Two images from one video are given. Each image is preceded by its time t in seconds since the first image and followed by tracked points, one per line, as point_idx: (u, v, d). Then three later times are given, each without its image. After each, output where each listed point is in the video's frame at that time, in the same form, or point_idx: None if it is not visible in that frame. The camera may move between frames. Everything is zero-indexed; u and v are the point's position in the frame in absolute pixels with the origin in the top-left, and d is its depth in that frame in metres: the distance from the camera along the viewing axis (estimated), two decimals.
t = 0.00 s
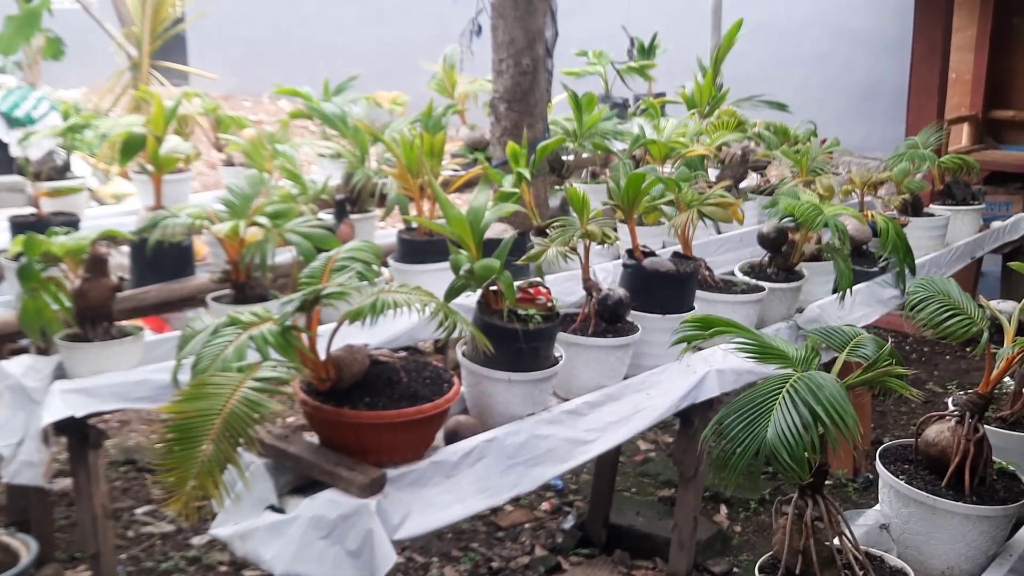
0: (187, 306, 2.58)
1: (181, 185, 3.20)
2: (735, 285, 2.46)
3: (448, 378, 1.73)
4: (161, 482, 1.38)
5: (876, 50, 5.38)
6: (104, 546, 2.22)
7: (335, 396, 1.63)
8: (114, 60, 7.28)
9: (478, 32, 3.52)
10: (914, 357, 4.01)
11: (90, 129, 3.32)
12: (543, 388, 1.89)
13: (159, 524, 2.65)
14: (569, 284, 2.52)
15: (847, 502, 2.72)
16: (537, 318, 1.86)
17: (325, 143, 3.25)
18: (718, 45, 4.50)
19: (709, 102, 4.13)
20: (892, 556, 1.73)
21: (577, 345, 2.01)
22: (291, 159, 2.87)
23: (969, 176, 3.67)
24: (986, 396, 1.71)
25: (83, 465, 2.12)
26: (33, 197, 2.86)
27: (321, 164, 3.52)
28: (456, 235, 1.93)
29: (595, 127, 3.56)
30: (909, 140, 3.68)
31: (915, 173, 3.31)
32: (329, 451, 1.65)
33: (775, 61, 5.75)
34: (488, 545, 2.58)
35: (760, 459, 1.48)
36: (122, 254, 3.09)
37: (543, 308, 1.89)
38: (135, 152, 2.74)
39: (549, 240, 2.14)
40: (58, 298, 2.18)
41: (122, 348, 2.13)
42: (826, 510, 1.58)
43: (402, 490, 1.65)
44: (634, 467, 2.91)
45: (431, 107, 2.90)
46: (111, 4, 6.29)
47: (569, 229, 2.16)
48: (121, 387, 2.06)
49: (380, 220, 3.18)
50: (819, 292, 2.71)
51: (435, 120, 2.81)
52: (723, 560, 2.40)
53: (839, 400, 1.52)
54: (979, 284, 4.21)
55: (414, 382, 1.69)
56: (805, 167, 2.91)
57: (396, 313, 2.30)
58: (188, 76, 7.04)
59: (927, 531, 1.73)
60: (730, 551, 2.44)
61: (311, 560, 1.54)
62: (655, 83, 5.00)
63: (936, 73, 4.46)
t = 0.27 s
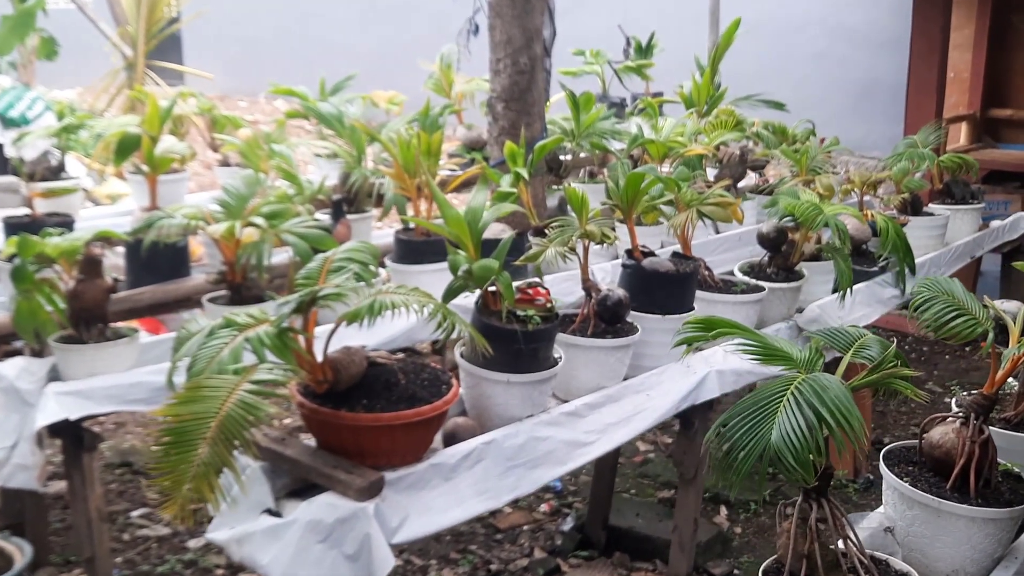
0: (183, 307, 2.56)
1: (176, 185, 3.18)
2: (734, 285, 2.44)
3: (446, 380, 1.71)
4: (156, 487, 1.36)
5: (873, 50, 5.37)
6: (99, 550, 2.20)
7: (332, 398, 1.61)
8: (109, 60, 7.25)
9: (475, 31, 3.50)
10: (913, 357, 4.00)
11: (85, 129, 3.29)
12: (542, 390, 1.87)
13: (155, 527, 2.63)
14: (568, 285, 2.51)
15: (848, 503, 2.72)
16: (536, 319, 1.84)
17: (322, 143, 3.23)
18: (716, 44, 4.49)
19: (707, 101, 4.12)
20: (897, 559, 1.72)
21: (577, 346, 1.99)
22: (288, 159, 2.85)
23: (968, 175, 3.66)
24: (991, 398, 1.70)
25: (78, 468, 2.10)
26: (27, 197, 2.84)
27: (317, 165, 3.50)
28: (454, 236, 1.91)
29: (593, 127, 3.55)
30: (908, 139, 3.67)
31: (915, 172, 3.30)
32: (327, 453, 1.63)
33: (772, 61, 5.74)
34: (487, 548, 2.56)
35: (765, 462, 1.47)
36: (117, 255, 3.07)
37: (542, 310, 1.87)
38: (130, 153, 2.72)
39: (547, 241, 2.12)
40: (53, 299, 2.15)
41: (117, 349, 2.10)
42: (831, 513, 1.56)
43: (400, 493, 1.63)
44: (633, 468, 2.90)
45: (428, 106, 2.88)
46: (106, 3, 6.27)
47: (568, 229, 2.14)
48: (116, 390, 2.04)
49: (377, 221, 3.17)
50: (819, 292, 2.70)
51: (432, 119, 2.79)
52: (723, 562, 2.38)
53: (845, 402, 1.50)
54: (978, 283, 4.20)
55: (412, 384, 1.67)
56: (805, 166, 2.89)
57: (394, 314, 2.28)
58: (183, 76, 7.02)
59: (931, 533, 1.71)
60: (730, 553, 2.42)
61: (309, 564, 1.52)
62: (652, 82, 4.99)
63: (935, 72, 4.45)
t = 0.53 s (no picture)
0: (181, 309, 2.55)
1: (173, 186, 3.17)
2: (735, 285, 2.43)
3: (446, 382, 1.70)
4: (155, 491, 1.35)
5: (871, 48, 5.37)
6: (97, 554, 2.19)
7: (332, 401, 1.60)
8: (105, 60, 7.23)
9: (473, 31, 3.49)
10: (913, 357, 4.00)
11: (81, 130, 3.28)
12: (543, 392, 1.86)
13: (152, 530, 2.62)
14: (567, 285, 2.50)
15: (849, 503, 2.71)
16: (536, 321, 1.83)
17: (320, 143, 3.22)
18: (714, 43, 4.48)
19: (705, 101, 4.11)
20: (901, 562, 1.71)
21: (577, 347, 1.98)
22: (285, 159, 2.84)
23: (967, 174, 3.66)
24: (996, 399, 1.69)
25: (75, 472, 2.09)
26: (23, 199, 2.83)
27: (315, 165, 3.49)
28: (453, 237, 1.90)
29: (591, 127, 3.54)
30: (907, 138, 3.67)
31: (914, 171, 3.30)
32: (326, 457, 1.62)
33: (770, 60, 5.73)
34: (487, 550, 2.55)
35: (770, 466, 1.46)
36: (115, 256, 3.05)
37: (542, 311, 1.86)
38: (127, 154, 2.70)
39: (547, 242, 2.11)
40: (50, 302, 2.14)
41: (114, 352, 2.09)
42: (836, 517, 1.55)
43: (400, 496, 1.62)
44: (633, 469, 2.89)
45: (427, 107, 2.87)
46: (102, 4, 6.25)
47: (567, 230, 2.12)
48: (114, 393, 2.03)
49: (375, 221, 3.15)
50: (819, 292, 2.69)
51: (430, 120, 2.77)
52: (724, 563, 2.37)
53: (849, 404, 1.50)
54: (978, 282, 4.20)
55: (413, 387, 1.66)
56: (804, 166, 2.89)
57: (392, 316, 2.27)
58: (180, 76, 7.00)
59: (936, 536, 1.70)
60: (731, 554, 2.41)
61: (309, 568, 1.51)
62: (650, 82, 4.98)
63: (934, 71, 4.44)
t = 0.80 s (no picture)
0: (178, 311, 2.53)
1: (169, 187, 3.15)
2: (735, 285, 2.42)
3: (446, 384, 1.69)
4: (151, 495, 1.33)
5: (869, 47, 5.36)
6: (93, 558, 2.17)
7: (330, 403, 1.59)
8: (101, 61, 7.20)
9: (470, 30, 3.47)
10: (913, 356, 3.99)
11: (76, 132, 3.26)
12: (543, 393, 1.85)
13: (150, 534, 2.60)
14: (567, 285, 2.48)
15: (851, 504, 2.71)
16: (536, 321, 1.81)
17: (317, 143, 3.20)
18: (712, 43, 4.47)
19: (703, 100, 4.10)
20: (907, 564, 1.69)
21: (577, 348, 1.97)
22: (282, 160, 2.82)
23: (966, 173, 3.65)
24: (1000, 399, 1.69)
25: (71, 475, 2.07)
26: (19, 201, 2.81)
27: (312, 166, 3.47)
28: (452, 237, 1.89)
29: (589, 126, 3.53)
30: (906, 137, 3.66)
31: (913, 170, 3.29)
32: (324, 459, 1.60)
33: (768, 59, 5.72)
34: (487, 552, 2.54)
35: (775, 467, 1.45)
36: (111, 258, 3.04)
37: (542, 311, 1.85)
38: (123, 155, 2.68)
39: (546, 242, 2.10)
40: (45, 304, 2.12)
41: (110, 354, 2.07)
42: (841, 519, 1.54)
43: (400, 499, 1.60)
44: (633, 470, 2.87)
45: (424, 107, 2.85)
46: (98, 5, 6.23)
47: (566, 230, 2.11)
48: (111, 395, 2.01)
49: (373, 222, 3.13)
50: (820, 291, 2.68)
51: (428, 120, 2.76)
52: (725, 565, 2.36)
53: (854, 405, 1.48)
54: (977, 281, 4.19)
55: (412, 389, 1.64)
56: (804, 165, 2.88)
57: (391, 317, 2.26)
58: (176, 77, 6.98)
59: (941, 538, 1.69)
60: (732, 555, 2.40)
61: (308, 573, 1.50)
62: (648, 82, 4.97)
63: (932, 69, 4.44)
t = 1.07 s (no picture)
0: (173, 312, 2.52)
1: (165, 188, 3.13)
2: (733, 285, 2.42)
3: (444, 385, 1.67)
4: (146, 498, 1.32)
5: (866, 46, 5.36)
6: (89, 561, 2.16)
7: (327, 404, 1.57)
8: (96, 62, 7.18)
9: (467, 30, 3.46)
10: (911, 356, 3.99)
11: (71, 132, 3.24)
12: (541, 394, 1.84)
13: (146, 537, 2.58)
14: (565, 285, 2.48)
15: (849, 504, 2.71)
16: (535, 322, 1.80)
17: (313, 144, 3.19)
18: (709, 42, 4.47)
19: (700, 100, 4.10)
20: (908, 565, 1.68)
21: (576, 349, 1.96)
22: (278, 160, 2.81)
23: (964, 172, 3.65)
24: (1001, 398, 1.68)
25: (66, 477, 2.05)
26: (13, 202, 2.79)
27: (309, 167, 3.46)
28: (449, 237, 1.88)
29: (586, 126, 3.53)
30: (903, 136, 3.66)
31: (911, 170, 3.28)
32: (321, 462, 1.59)
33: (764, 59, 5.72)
34: (484, 554, 2.53)
35: (776, 469, 1.43)
36: (106, 259, 3.02)
37: (540, 312, 1.83)
38: (118, 155, 2.67)
39: (543, 242, 2.09)
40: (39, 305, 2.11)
41: (105, 356, 2.05)
42: (842, 520, 1.54)
43: (398, 501, 1.59)
44: (631, 471, 2.86)
45: (421, 106, 2.84)
46: (93, 5, 6.20)
47: (564, 229, 2.10)
48: (106, 398, 2.00)
49: (369, 222, 3.12)
50: (818, 291, 2.67)
51: (425, 119, 2.75)
52: (724, 566, 2.35)
53: (856, 405, 1.47)
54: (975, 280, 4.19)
55: (409, 390, 1.63)
56: (802, 164, 2.87)
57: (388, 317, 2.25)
58: (172, 77, 6.96)
59: (943, 538, 1.68)
60: (731, 556, 2.39)
61: None
62: (645, 81, 4.96)
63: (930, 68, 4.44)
